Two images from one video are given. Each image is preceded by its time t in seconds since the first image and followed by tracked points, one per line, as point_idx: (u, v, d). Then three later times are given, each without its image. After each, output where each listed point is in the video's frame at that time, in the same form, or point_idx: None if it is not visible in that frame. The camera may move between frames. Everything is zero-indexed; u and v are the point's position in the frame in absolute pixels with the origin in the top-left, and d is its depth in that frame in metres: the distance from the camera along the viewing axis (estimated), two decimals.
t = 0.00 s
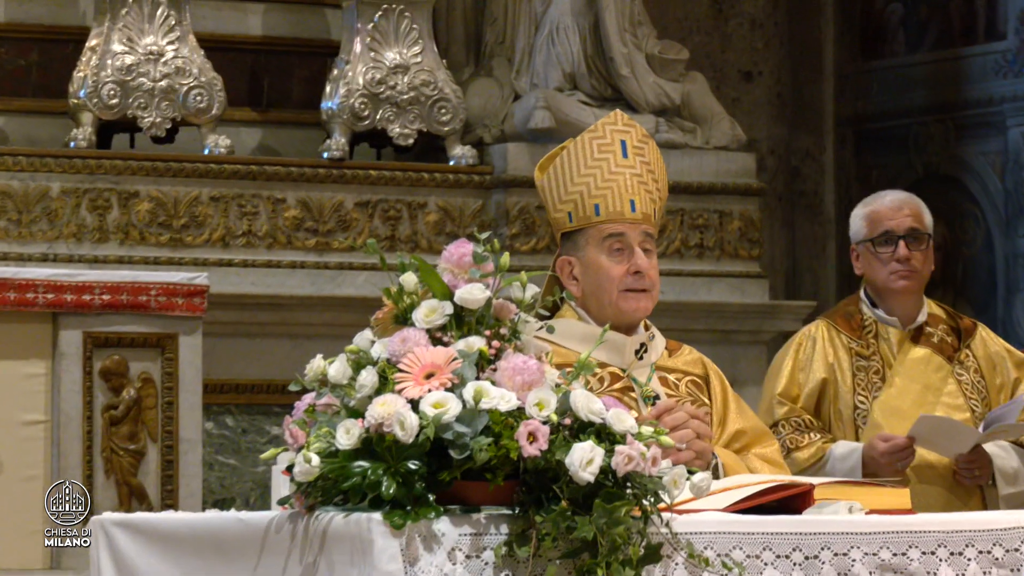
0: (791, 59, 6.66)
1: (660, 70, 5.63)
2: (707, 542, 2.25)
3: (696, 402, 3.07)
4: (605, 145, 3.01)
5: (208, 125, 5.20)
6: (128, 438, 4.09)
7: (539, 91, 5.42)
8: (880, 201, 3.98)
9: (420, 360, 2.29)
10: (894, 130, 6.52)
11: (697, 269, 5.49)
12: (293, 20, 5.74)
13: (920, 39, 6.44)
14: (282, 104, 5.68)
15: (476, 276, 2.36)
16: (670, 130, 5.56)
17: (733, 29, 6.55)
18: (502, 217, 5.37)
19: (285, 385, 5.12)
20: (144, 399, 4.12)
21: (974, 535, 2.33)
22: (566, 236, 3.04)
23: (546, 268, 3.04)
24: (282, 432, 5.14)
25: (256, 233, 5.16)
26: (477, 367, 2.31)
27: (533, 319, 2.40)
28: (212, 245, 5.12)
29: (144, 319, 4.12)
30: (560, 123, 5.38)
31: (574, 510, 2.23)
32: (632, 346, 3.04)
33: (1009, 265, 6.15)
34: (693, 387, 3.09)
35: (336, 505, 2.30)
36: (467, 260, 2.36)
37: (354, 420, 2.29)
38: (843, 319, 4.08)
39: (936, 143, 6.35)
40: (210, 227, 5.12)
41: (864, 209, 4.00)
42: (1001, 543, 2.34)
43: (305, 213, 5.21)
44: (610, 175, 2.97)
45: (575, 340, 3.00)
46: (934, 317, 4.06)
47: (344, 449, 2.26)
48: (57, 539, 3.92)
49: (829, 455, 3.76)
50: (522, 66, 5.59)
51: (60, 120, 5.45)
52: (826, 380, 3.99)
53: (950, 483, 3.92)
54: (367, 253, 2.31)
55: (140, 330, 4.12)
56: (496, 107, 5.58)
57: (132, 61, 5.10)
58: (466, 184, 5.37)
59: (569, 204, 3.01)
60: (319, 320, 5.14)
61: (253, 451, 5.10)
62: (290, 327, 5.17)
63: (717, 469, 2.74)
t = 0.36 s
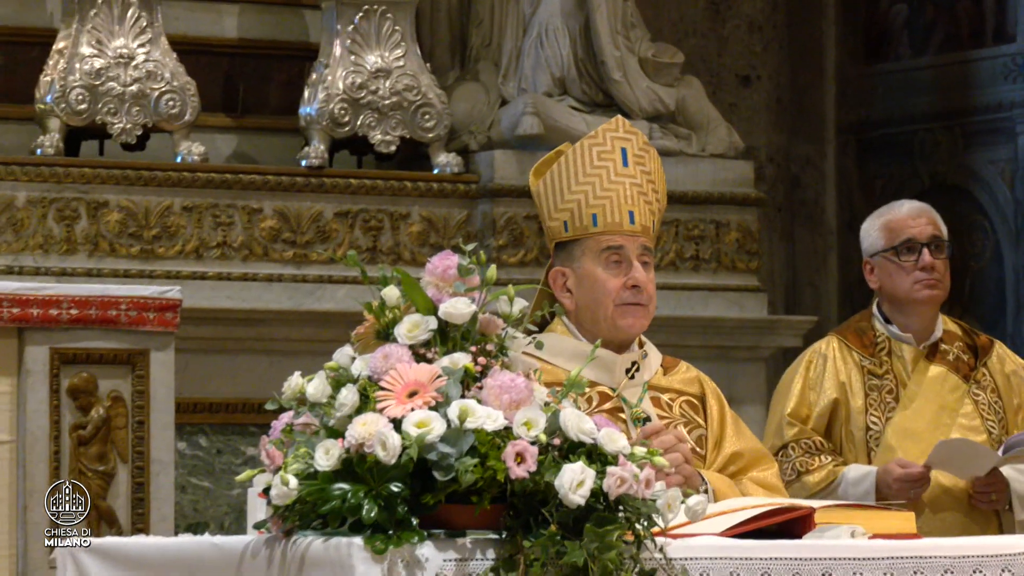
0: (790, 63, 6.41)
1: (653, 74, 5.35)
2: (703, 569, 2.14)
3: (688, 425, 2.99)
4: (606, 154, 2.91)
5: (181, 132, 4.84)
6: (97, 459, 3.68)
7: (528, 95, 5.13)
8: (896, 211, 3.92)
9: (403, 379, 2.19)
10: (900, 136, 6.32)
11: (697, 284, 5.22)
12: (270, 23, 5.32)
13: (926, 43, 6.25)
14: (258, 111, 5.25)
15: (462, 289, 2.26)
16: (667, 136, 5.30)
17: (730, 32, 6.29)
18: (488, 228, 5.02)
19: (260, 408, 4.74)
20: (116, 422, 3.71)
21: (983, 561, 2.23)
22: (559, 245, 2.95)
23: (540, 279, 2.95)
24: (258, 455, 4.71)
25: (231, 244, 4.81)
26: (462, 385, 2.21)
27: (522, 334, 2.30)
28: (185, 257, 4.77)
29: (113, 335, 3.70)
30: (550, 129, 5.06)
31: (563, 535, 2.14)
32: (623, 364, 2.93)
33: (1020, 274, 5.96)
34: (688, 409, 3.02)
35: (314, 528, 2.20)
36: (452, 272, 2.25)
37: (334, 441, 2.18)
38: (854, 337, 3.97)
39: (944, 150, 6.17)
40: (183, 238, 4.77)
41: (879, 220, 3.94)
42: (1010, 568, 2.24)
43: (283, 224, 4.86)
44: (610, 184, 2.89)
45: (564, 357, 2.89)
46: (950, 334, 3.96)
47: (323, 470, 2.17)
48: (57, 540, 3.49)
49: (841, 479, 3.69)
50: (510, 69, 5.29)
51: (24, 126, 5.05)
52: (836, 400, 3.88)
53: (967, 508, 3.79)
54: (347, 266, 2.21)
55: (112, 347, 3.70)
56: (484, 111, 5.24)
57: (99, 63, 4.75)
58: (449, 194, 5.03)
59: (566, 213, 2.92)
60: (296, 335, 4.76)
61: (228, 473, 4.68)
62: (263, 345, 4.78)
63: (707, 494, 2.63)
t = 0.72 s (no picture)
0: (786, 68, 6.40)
1: (643, 78, 5.26)
2: None
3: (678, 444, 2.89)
4: (596, 160, 2.85)
5: (148, 138, 4.73)
6: (62, 478, 3.71)
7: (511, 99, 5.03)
8: (897, 219, 3.84)
9: (382, 397, 2.09)
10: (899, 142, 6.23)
11: (687, 296, 5.13)
12: (240, 22, 5.21)
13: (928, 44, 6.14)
14: (230, 115, 5.16)
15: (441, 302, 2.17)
16: (656, 142, 5.21)
17: (722, 32, 6.30)
18: (470, 238, 4.94)
19: (229, 426, 4.64)
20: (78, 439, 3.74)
21: None
22: (545, 254, 2.88)
23: (525, 289, 2.88)
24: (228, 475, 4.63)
25: (201, 255, 4.71)
26: (442, 403, 2.11)
27: (505, 349, 2.21)
28: (152, 269, 4.67)
29: (77, 350, 3.74)
30: (534, 134, 4.96)
31: (549, 559, 2.06)
32: (609, 380, 2.86)
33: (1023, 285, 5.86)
34: (678, 427, 2.93)
35: (287, 553, 2.10)
36: (431, 285, 2.16)
37: (308, 460, 2.08)
38: (852, 350, 3.88)
39: (944, 156, 6.07)
40: (151, 249, 4.68)
41: (879, 228, 3.86)
42: None
43: (255, 233, 4.77)
44: (599, 191, 2.82)
45: (547, 373, 2.83)
46: (952, 349, 3.87)
47: (297, 492, 2.06)
48: (56, 540, 3.69)
49: (841, 498, 3.59)
50: (492, 72, 5.18)
51: None
52: (836, 417, 3.79)
53: (972, 532, 3.70)
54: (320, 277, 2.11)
55: (75, 360, 3.74)
56: (464, 117, 5.12)
57: (63, 66, 4.64)
58: (430, 203, 4.94)
59: (553, 220, 2.85)
60: (268, 350, 4.67)
61: (196, 495, 4.59)
62: (234, 361, 4.69)
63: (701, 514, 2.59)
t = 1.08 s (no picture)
0: (774, 60, 6.24)
1: (626, 71, 5.17)
2: None
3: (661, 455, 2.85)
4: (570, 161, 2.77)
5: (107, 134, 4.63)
6: (14, 495, 3.30)
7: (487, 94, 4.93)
8: (891, 219, 3.76)
9: (351, 405, 1.99)
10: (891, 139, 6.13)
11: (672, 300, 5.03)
12: (203, 12, 5.11)
13: (922, 36, 6.06)
14: (191, 110, 5.05)
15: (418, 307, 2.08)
16: (638, 138, 5.10)
17: (709, 25, 6.13)
18: (444, 240, 4.84)
19: (190, 436, 4.54)
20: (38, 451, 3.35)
21: None
22: (519, 260, 2.80)
23: (498, 295, 2.80)
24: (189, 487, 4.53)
25: (162, 257, 4.62)
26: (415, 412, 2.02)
27: (480, 356, 2.12)
28: (112, 271, 4.58)
29: (29, 355, 3.33)
30: (511, 131, 4.87)
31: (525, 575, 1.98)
32: (589, 391, 2.79)
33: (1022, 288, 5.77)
34: (658, 438, 2.87)
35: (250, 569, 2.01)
36: (404, 288, 2.08)
37: (273, 471, 1.98)
38: (843, 355, 3.79)
39: (939, 154, 5.98)
40: (109, 251, 4.59)
41: (872, 228, 3.78)
42: None
43: (218, 234, 4.67)
44: (577, 194, 2.75)
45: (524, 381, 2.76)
46: (947, 355, 3.78)
47: (261, 505, 1.96)
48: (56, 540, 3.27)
49: (832, 510, 3.53)
50: (467, 65, 5.08)
51: None
52: (826, 425, 3.68)
53: (968, 548, 3.62)
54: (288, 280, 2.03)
55: (28, 368, 3.33)
56: (439, 113, 5.04)
57: (18, 59, 4.53)
58: (400, 202, 4.84)
59: (530, 223, 2.77)
60: (232, 356, 4.58)
61: (157, 508, 4.50)
62: (196, 367, 4.59)
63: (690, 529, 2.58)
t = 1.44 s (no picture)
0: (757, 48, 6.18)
1: (601, 59, 5.08)
2: None
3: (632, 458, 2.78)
4: (511, 153, 2.72)
5: (58, 125, 4.54)
6: None
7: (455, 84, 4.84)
8: (878, 214, 3.67)
9: (313, 408, 1.90)
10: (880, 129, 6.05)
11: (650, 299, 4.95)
12: None
13: (912, 25, 5.97)
14: (147, 101, 4.95)
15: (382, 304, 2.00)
16: (614, 129, 5.00)
17: (687, 12, 6.02)
18: (410, 236, 4.75)
19: (145, 440, 4.44)
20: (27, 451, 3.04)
21: None
22: (468, 261, 2.74)
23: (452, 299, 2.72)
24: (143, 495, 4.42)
25: (115, 255, 4.53)
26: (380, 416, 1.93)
27: (448, 356, 2.04)
28: (61, 269, 4.49)
29: None
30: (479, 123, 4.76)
31: None
32: (555, 391, 2.69)
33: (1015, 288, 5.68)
34: (628, 440, 2.80)
35: None
36: (369, 286, 2.00)
37: (233, 478, 1.89)
38: (827, 357, 3.70)
39: (931, 147, 5.90)
40: (58, 248, 4.50)
41: (858, 224, 3.69)
42: None
43: (174, 229, 4.58)
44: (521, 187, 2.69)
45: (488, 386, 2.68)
46: (937, 358, 3.69)
47: (219, 514, 1.87)
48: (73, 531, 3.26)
49: (815, 520, 3.46)
50: (435, 55, 5.00)
51: None
52: (808, 430, 3.60)
53: (957, 559, 3.53)
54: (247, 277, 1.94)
55: None
56: (405, 104, 4.95)
57: None
58: (367, 197, 4.75)
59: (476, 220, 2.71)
60: (187, 357, 4.47)
61: (110, 517, 4.38)
62: (153, 369, 4.48)
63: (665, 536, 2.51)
